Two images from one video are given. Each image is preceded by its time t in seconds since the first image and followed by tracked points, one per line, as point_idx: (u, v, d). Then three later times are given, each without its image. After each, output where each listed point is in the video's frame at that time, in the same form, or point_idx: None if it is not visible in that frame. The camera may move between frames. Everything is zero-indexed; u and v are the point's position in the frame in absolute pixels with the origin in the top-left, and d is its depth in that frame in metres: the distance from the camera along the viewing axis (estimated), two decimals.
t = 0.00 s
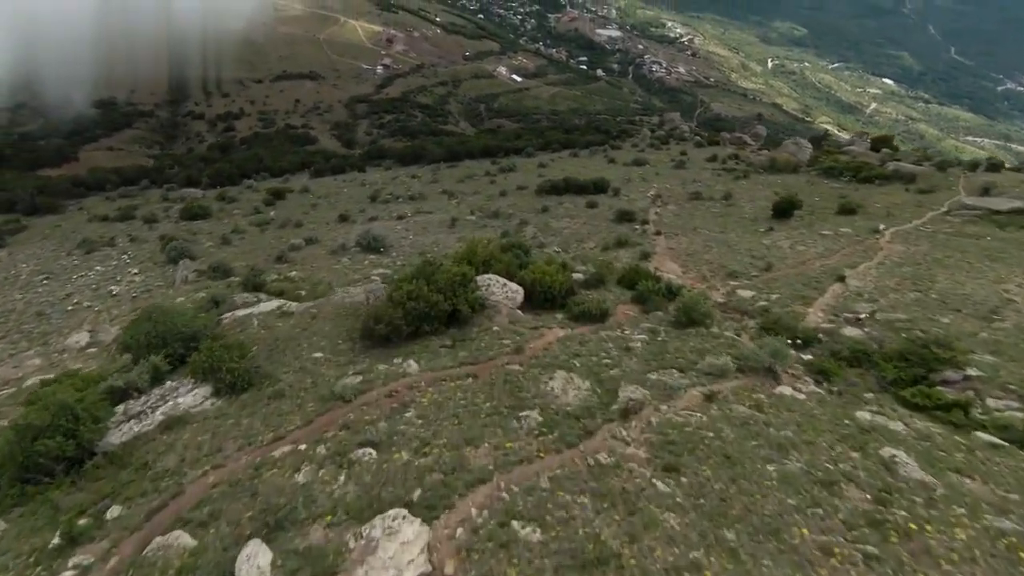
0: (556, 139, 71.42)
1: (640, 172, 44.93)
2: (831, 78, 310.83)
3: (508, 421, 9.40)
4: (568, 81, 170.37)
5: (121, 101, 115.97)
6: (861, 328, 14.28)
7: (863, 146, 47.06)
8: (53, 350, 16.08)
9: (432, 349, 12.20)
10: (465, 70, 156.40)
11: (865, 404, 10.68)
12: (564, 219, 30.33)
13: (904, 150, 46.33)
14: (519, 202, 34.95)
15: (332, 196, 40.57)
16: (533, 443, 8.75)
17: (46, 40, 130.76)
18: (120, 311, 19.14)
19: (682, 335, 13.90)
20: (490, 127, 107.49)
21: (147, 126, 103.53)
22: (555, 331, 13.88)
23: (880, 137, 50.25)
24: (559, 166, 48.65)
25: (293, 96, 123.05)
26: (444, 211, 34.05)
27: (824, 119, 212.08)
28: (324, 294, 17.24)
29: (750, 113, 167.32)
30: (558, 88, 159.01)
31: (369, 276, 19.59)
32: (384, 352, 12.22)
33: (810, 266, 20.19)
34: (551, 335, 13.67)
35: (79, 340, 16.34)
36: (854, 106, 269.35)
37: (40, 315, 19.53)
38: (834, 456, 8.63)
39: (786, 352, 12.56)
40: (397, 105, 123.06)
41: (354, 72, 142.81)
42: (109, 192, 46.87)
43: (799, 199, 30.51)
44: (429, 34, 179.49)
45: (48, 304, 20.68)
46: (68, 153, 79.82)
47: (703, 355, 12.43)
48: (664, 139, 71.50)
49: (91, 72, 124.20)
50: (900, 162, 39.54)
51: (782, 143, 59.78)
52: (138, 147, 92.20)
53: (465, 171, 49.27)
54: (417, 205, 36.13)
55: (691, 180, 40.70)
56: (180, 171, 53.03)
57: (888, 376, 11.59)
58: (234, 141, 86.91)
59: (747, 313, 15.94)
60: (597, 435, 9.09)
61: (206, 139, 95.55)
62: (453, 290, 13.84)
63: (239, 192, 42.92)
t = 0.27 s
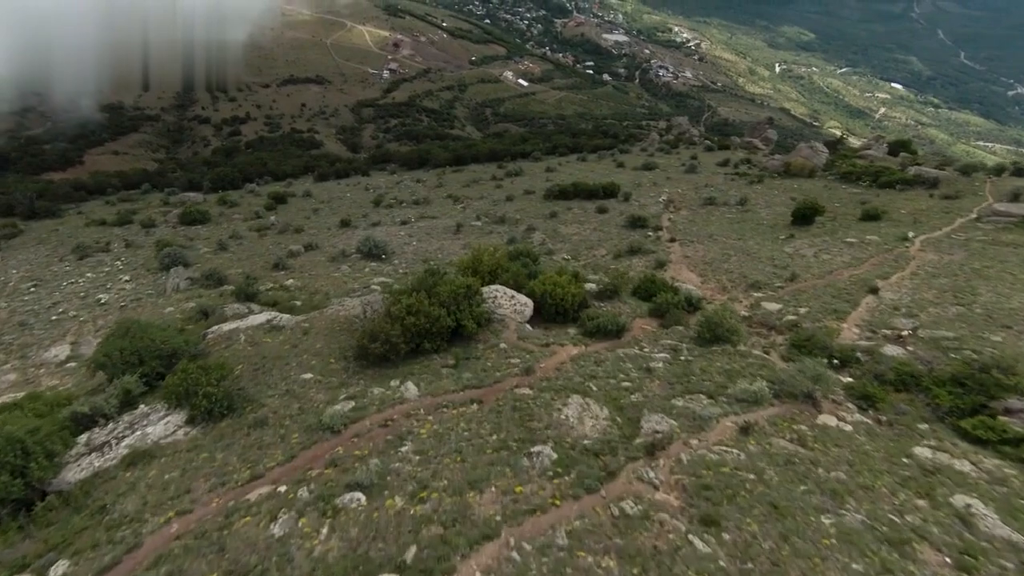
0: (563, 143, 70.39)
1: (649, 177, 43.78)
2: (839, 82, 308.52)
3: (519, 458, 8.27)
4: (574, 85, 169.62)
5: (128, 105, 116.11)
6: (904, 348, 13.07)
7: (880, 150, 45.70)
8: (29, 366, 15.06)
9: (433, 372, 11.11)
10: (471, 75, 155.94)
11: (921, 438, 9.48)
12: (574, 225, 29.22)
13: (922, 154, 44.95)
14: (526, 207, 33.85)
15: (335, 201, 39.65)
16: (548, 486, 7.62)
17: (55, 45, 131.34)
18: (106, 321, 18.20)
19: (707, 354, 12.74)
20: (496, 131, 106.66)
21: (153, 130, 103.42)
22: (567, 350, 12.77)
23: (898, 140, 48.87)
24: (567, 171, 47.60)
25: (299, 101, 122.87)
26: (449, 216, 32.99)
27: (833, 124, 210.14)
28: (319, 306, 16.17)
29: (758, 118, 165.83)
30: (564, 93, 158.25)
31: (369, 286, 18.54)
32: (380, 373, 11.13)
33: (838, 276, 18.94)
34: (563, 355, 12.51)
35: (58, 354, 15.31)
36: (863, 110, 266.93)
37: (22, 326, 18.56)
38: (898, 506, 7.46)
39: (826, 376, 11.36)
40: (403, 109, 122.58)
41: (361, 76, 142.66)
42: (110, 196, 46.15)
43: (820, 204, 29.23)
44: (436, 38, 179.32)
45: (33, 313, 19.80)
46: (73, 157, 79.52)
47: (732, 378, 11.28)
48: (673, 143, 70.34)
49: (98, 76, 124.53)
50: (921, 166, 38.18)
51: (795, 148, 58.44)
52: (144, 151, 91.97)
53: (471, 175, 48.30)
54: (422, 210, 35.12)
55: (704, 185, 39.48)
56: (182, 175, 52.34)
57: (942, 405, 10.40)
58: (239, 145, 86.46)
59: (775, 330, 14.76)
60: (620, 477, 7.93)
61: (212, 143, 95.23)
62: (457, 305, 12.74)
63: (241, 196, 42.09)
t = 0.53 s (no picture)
0: (572, 148, 69.15)
1: (662, 183, 42.38)
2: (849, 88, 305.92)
3: (533, 517, 6.94)
4: (582, 91, 168.74)
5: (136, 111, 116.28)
6: (965, 375, 11.65)
7: (902, 154, 44.08)
8: None
9: (433, 403, 9.77)
10: (479, 81, 155.49)
11: (1007, 491, 8.07)
12: (585, 233, 27.88)
13: (946, 159, 43.31)
14: (535, 214, 32.55)
15: (338, 207, 38.55)
16: (570, 558, 6.27)
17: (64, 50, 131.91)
18: (87, 336, 17.04)
19: (743, 381, 11.34)
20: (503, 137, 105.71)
21: (160, 135, 103.26)
22: (585, 375, 11.41)
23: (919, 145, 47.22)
24: (576, 176, 46.31)
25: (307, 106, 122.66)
26: (455, 223, 31.74)
27: (843, 129, 207.75)
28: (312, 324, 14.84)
29: (768, 123, 164.21)
30: (572, 99, 157.39)
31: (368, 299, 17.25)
32: (373, 404, 9.80)
33: (876, 290, 17.48)
34: (580, 382, 11.09)
35: (27, 373, 14.10)
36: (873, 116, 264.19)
37: None
38: None
39: (885, 409, 9.91)
40: (410, 114, 122.04)
41: (368, 82, 142.49)
42: (110, 201, 45.31)
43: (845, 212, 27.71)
44: (443, 44, 179.19)
45: (13, 325, 18.68)
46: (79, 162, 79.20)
47: (775, 412, 9.89)
48: (684, 149, 68.91)
49: (107, 82, 124.89)
50: (948, 172, 36.54)
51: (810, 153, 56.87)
52: (150, 156, 91.70)
53: (478, 181, 47.12)
54: (427, 217, 33.92)
55: (719, 191, 38.04)
56: (184, 181, 51.50)
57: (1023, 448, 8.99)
58: (245, 150, 85.93)
59: (814, 351, 13.32)
60: (657, 544, 6.56)
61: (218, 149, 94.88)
62: (461, 324, 11.41)
63: (242, 202, 41.09)
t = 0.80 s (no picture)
0: (580, 153, 67.93)
1: (674, 188, 41.01)
2: (859, 93, 303.29)
3: None
4: (589, 97, 167.86)
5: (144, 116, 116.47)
6: None
7: (925, 160, 42.48)
8: None
9: (432, 443, 8.44)
10: (486, 87, 154.98)
11: None
12: (597, 241, 26.55)
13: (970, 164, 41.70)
14: (544, 221, 31.26)
15: (340, 213, 37.46)
16: None
17: (74, 57, 132.66)
18: (64, 352, 15.89)
19: (787, 414, 9.93)
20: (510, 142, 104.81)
21: (166, 141, 103.10)
22: (606, 406, 10.05)
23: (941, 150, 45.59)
24: (586, 182, 45.02)
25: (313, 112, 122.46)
26: (460, 230, 30.50)
27: (854, 135, 205.44)
28: (302, 346, 13.67)
29: (777, 129, 162.45)
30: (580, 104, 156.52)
31: (365, 314, 15.97)
32: (362, 443, 8.46)
33: (919, 305, 15.99)
34: (600, 416, 9.65)
35: None
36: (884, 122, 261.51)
37: None
38: None
39: (962, 454, 8.47)
40: (417, 120, 121.49)
41: (375, 88, 142.28)
42: (110, 207, 44.47)
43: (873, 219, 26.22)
44: (450, 50, 179.07)
45: None
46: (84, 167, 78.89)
47: (832, 456, 8.47)
48: (695, 154, 67.52)
49: (116, 88, 125.28)
50: (976, 177, 34.97)
51: (826, 158, 55.36)
52: (156, 161, 91.47)
53: (485, 186, 45.96)
54: (431, 223, 32.70)
55: (735, 197, 36.61)
56: (186, 186, 50.66)
57: None
58: (251, 156, 85.41)
59: (863, 377, 11.88)
60: None
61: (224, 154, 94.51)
62: (465, 347, 10.09)
63: (243, 207, 40.10)
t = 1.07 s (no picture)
0: (587, 158, 66.76)
1: (685, 193, 39.78)
2: (867, 97, 300.81)
3: None
4: (595, 101, 167.02)
5: (149, 120, 116.49)
6: None
7: (944, 164, 41.12)
8: None
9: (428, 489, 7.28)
10: (491, 91, 154.52)
11: None
12: (607, 247, 25.36)
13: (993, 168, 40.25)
14: (551, 226, 30.10)
15: (342, 218, 36.45)
16: None
17: (81, 62, 133.09)
18: (37, 368, 14.83)
19: (837, 452, 8.67)
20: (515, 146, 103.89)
21: (171, 145, 102.85)
22: (628, 439, 8.87)
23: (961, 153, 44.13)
24: (594, 186, 43.88)
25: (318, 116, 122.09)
26: (464, 236, 29.40)
27: (862, 139, 203.41)
28: (291, 365, 12.60)
29: (785, 133, 160.87)
30: (585, 109, 155.64)
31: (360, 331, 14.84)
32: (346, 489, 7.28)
33: (961, 319, 14.74)
34: (621, 453, 8.44)
35: None
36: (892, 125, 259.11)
37: None
38: None
39: None
40: (421, 124, 120.90)
41: (380, 93, 142.00)
42: (108, 212, 43.71)
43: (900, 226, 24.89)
44: (456, 55, 178.82)
45: None
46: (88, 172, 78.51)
47: (901, 509, 7.23)
48: (704, 158, 66.27)
49: (122, 94, 125.49)
50: (1001, 182, 33.56)
51: (839, 162, 53.91)
52: (160, 166, 91.13)
53: (490, 191, 44.88)
54: (434, 229, 31.62)
55: (748, 202, 35.36)
56: (187, 190, 49.87)
57: None
58: (255, 160, 84.82)
59: (915, 404, 10.57)
60: None
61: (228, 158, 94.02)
62: (467, 372, 8.95)
63: (242, 212, 39.22)
